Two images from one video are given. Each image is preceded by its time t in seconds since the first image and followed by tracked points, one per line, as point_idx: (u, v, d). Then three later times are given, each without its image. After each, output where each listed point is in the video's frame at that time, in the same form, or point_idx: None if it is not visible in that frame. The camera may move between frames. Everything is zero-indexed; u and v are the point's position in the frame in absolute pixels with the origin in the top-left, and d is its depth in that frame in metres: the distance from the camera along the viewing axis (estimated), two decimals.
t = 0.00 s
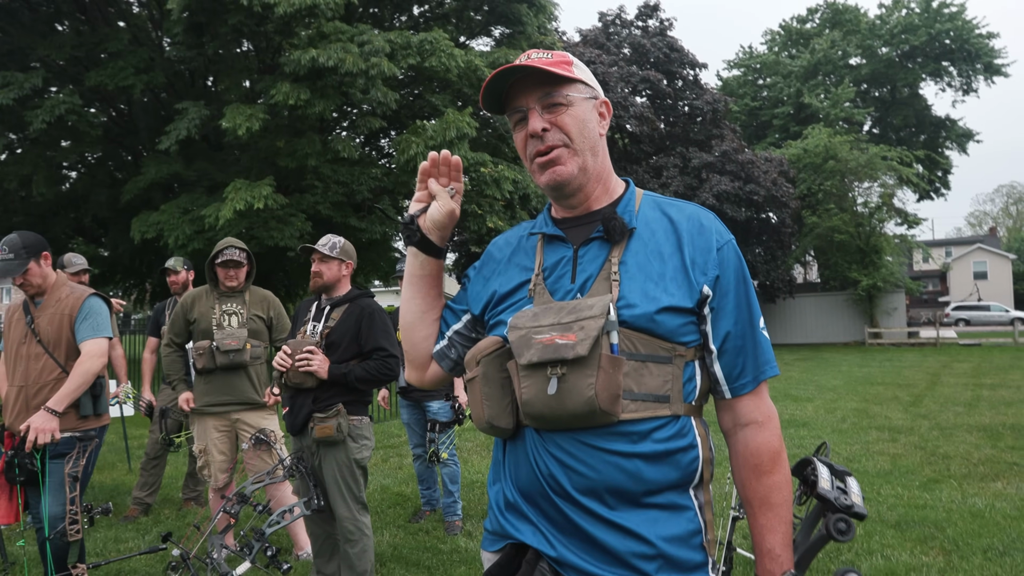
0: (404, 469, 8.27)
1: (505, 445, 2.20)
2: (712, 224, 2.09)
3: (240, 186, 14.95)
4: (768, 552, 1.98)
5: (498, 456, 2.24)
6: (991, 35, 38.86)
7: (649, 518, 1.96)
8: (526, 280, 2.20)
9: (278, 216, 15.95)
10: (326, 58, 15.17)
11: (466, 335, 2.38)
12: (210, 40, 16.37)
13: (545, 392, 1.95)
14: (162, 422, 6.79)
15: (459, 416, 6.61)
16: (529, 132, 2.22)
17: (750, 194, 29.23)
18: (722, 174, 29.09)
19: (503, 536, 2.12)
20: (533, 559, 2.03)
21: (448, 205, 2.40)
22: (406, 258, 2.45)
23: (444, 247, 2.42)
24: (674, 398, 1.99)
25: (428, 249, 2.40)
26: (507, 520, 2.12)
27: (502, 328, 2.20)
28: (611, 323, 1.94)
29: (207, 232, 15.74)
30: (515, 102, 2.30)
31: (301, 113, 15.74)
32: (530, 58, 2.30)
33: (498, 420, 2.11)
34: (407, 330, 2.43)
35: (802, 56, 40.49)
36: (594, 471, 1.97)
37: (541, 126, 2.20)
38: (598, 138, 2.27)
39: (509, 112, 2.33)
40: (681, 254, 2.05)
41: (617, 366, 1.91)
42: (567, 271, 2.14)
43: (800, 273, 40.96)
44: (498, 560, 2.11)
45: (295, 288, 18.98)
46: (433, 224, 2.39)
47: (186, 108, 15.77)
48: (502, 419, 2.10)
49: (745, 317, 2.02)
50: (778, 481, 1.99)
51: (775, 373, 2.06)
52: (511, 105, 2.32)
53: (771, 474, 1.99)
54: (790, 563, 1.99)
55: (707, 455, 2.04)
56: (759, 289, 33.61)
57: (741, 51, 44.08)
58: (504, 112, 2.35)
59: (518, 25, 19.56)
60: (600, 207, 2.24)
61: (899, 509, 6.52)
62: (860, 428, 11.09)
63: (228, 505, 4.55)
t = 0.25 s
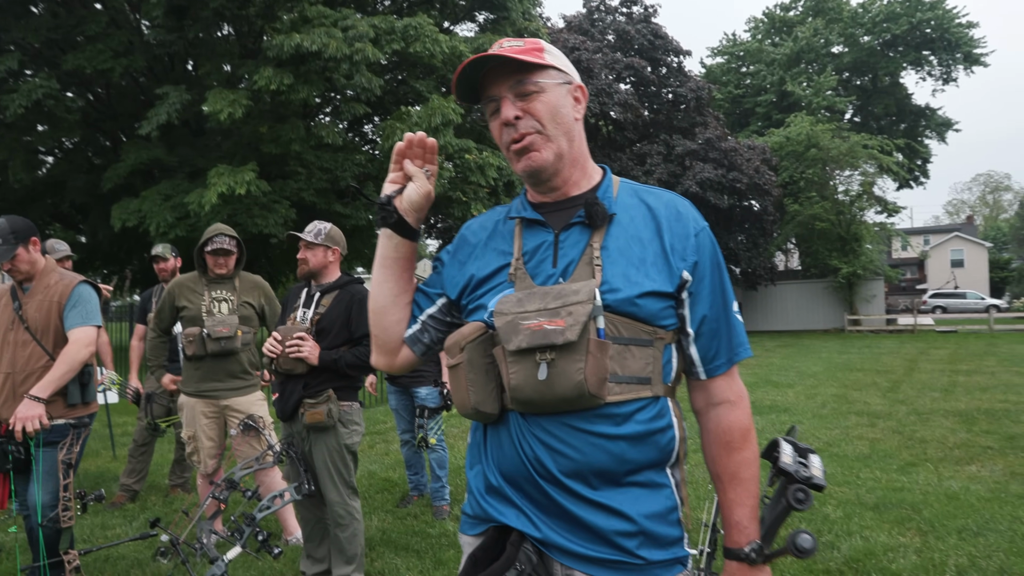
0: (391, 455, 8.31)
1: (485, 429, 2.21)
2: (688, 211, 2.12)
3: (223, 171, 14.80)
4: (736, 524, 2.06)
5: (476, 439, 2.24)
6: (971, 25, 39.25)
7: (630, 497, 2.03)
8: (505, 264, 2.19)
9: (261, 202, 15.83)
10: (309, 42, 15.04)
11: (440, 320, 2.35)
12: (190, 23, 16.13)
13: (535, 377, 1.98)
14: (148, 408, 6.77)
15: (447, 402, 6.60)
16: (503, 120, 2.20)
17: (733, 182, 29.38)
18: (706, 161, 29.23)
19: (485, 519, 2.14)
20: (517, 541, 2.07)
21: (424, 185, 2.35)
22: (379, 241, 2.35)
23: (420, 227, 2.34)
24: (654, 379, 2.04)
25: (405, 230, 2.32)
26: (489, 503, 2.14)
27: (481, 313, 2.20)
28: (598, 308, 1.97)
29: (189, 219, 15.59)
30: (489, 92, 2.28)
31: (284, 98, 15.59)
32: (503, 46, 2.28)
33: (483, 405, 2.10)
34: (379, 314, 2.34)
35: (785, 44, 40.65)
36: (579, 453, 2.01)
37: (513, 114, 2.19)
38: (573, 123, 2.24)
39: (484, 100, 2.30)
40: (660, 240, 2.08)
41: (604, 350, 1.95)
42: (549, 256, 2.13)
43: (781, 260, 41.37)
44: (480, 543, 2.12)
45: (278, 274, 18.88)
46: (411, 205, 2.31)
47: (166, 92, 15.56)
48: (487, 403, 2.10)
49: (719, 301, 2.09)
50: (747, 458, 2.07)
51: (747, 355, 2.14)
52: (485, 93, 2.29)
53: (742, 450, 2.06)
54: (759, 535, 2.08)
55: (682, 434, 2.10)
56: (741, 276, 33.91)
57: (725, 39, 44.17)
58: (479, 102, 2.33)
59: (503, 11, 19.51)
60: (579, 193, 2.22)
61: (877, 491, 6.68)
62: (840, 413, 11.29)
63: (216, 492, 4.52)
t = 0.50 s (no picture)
0: (367, 443, 8.31)
1: (453, 418, 2.18)
2: (645, 198, 2.20)
3: (198, 155, 14.58)
4: (694, 498, 2.12)
5: (444, 428, 2.21)
6: (942, 24, 39.94)
7: (601, 480, 2.07)
8: (468, 255, 2.20)
9: (236, 188, 15.63)
10: (286, 27, 14.83)
11: (407, 316, 2.35)
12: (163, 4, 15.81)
13: (512, 363, 1.98)
14: (120, 394, 6.69)
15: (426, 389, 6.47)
16: (453, 115, 2.22)
17: (709, 175, 29.60)
18: (682, 154, 29.44)
19: (457, 509, 2.12)
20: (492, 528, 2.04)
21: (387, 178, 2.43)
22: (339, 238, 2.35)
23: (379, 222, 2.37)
24: (621, 361, 2.09)
25: (368, 224, 2.34)
26: (460, 493, 2.12)
27: (447, 304, 2.21)
28: (569, 293, 2.00)
29: (162, 204, 15.33)
30: (438, 89, 2.30)
31: (261, 83, 15.38)
32: (448, 43, 2.31)
33: (456, 396, 2.07)
34: (346, 313, 2.31)
35: (761, 39, 41.00)
36: (552, 437, 2.03)
37: (462, 108, 2.20)
38: (524, 112, 2.26)
39: (434, 97, 2.32)
40: (621, 226, 2.14)
41: (577, 334, 1.99)
42: (514, 244, 2.15)
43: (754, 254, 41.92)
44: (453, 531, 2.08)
45: (253, 261, 18.68)
46: (375, 193, 2.38)
47: (138, 74, 15.24)
48: (460, 393, 2.07)
49: (676, 283, 2.17)
50: (705, 434, 2.14)
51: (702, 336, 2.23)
52: (435, 91, 2.32)
53: (699, 427, 2.13)
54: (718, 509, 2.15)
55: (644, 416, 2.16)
56: (715, 269, 34.28)
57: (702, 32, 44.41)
58: (428, 100, 2.35)
59: None
60: (537, 183, 2.24)
61: (845, 480, 6.86)
62: (810, 404, 11.53)
63: (193, 479, 4.46)
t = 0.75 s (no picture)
0: (363, 433, 8.33)
1: (440, 412, 2.14)
2: (623, 193, 2.25)
3: (197, 142, 14.53)
4: (676, 486, 2.17)
5: (430, 422, 2.16)
6: (940, 23, 40.01)
7: (590, 470, 2.08)
8: (452, 249, 2.19)
9: (233, 177, 15.57)
10: (284, 15, 14.76)
11: (398, 317, 2.35)
12: None
13: (505, 352, 1.96)
14: (116, 382, 6.68)
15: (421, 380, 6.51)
16: (446, 105, 2.23)
17: (705, 170, 29.59)
18: (679, 149, 29.45)
19: (446, 504, 2.08)
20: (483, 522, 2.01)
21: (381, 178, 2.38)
22: (331, 243, 2.27)
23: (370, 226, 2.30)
24: (607, 352, 2.12)
25: (361, 228, 2.28)
26: (450, 487, 2.08)
27: (433, 297, 2.18)
28: (559, 283, 2.02)
29: (158, 192, 15.27)
30: (428, 82, 2.30)
31: (258, 71, 15.30)
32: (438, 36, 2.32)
33: (446, 388, 2.03)
34: (342, 321, 2.27)
35: (760, 35, 40.97)
36: (544, 427, 2.02)
37: (457, 98, 2.22)
38: (510, 110, 2.30)
39: (422, 90, 2.33)
40: (604, 220, 2.18)
41: (568, 324, 1.99)
42: (499, 238, 2.15)
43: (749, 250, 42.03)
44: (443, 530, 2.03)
45: (249, 251, 18.63)
46: (373, 199, 2.34)
47: (134, 60, 15.14)
48: (450, 385, 2.03)
49: (657, 276, 2.22)
50: (685, 422, 2.20)
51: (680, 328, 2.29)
52: (424, 82, 2.32)
53: (680, 416, 2.19)
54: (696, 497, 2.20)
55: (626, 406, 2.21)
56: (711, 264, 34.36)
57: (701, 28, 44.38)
58: (417, 93, 2.35)
59: None
60: (521, 177, 2.26)
61: (838, 476, 6.91)
62: (803, 401, 11.59)
63: (189, 467, 4.50)
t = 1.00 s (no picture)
0: (371, 440, 8.33)
1: (436, 420, 2.09)
2: (623, 202, 2.22)
3: (209, 148, 14.61)
4: (675, 496, 2.14)
5: (426, 429, 2.10)
6: (949, 29, 39.88)
7: (587, 480, 2.04)
8: (452, 256, 2.15)
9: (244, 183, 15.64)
10: (295, 22, 14.86)
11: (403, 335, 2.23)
12: None
13: (505, 357, 1.94)
14: (127, 388, 6.69)
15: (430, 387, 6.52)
16: (438, 121, 2.20)
17: (714, 177, 29.53)
18: (687, 156, 29.43)
19: (443, 514, 2.04)
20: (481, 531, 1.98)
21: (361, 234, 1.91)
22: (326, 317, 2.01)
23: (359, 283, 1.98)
24: (606, 360, 2.07)
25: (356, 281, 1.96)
26: (446, 496, 2.04)
27: (432, 304, 2.13)
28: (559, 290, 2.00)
29: (168, 198, 15.36)
30: (418, 97, 2.27)
31: (268, 78, 15.40)
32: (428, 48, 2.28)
33: (444, 393, 1.99)
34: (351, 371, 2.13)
35: (768, 42, 40.96)
36: (542, 435, 1.99)
37: (449, 114, 2.19)
38: (503, 122, 2.28)
39: (413, 106, 2.29)
40: (602, 229, 2.15)
41: (568, 330, 1.98)
42: (498, 245, 2.12)
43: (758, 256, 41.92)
44: (441, 539, 1.99)
45: (258, 257, 18.70)
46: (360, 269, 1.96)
47: (146, 68, 15.26)
48: (448, 391, 1.99)
49: (656, 284, 2.18)
50: (683, 433, 2.17)
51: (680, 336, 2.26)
52: (415, 97, 2.28)
53: (678, 426, 2.16)
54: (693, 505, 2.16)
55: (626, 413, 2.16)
56: (719, 271, 34.30)
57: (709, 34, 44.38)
58: (408, 109, 2.31)
59: None
60: (519, 186, 2.23)
61: (848, 485, 6.86)
62: (813, 409, 11.52)
63: (198, 473, 4.50)
